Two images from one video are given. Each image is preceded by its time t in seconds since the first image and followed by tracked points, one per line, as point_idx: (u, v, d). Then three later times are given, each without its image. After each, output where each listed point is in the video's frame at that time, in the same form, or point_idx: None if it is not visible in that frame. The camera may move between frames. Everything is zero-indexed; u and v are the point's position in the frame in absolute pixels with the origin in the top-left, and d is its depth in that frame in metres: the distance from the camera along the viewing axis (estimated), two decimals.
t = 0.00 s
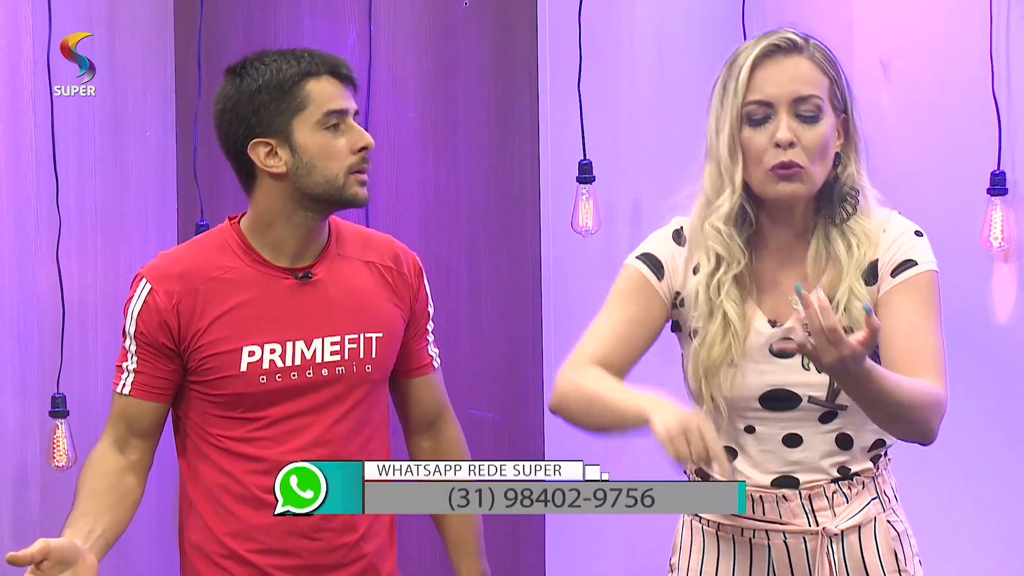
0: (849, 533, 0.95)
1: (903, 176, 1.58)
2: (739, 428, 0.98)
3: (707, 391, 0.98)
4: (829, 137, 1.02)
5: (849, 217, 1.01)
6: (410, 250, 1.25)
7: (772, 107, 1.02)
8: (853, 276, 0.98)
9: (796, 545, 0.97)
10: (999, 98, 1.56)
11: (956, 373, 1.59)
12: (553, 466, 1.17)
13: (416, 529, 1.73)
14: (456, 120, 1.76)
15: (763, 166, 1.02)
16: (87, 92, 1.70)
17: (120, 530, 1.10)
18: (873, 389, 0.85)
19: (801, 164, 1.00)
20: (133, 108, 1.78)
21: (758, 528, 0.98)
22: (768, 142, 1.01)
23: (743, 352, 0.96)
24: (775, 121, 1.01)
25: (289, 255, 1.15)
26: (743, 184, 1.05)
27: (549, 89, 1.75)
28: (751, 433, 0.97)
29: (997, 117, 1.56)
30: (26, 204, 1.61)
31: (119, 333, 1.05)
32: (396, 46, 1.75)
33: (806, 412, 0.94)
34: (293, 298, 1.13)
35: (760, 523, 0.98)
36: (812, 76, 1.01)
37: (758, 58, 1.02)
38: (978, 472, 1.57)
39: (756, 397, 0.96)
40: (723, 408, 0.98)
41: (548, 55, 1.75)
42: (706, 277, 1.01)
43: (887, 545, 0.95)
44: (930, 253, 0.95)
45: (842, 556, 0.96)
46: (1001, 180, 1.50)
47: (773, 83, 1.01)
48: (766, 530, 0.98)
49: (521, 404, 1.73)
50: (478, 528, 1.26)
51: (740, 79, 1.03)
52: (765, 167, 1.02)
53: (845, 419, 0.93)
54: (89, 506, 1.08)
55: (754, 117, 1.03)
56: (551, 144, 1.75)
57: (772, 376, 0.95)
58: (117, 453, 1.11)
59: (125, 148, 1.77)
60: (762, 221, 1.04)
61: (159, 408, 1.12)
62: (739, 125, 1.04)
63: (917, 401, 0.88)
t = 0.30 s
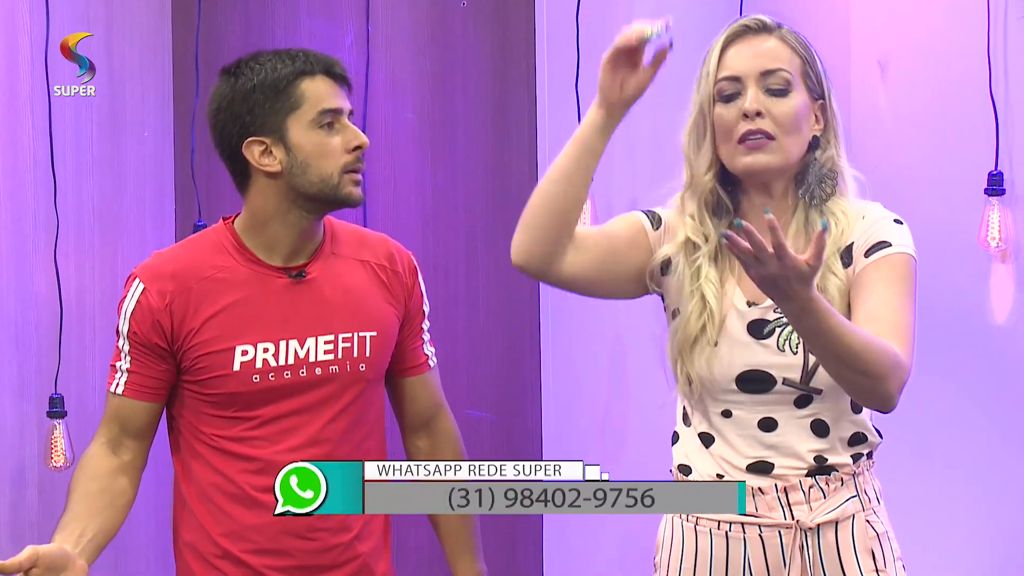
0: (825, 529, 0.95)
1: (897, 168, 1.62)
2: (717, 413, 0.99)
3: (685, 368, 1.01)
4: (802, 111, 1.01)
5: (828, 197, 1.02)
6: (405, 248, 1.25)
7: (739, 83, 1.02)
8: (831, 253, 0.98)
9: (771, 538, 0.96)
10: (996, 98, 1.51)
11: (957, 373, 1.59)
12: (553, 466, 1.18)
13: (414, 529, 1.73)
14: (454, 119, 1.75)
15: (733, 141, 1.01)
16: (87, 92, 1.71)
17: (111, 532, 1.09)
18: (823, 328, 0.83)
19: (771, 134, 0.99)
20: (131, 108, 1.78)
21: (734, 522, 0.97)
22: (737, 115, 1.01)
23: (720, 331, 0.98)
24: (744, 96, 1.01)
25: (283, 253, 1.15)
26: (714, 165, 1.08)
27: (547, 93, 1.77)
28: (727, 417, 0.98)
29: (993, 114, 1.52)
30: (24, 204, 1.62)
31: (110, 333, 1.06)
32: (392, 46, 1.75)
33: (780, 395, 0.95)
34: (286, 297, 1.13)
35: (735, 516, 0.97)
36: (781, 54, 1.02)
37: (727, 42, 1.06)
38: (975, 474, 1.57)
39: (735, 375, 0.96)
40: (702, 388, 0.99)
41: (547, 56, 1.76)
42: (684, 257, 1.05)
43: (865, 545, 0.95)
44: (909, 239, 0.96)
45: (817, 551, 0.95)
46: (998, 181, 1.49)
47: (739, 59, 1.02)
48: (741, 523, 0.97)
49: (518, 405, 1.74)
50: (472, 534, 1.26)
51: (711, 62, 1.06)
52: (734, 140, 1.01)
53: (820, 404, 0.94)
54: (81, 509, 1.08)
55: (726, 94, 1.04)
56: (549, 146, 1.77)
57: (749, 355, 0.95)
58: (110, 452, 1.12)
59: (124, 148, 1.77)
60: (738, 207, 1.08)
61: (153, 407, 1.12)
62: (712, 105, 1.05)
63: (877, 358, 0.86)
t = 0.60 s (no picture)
0: (815, 531, 0.95)
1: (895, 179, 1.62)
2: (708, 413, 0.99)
3: (677, 371, 1.01)
4: (783, 109, 1.01)
5: (811, 198, 1.02)
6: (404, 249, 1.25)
7: (721, 83, 1.03)
8: (810, 249, 0.98)
9: (761, 539, 0.96)
10: (996, 100, 1.51)
11: (956, 374, 1.59)
12: (553, 467, 1.17)
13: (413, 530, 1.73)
14: (453, 120, 1.75)
15: (714, 139, 1.01)
16: (87, 92, 1.71)
17: (108, 530, 1.10)
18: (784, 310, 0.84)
19: (751, 132, 0.99)
20: (130, 108, 1.77)
21: (725, 523, 0.97)
22: (718, 115, 1.01)
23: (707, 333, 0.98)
24: (725, 95, 1.02)
25: (281, 253, 1.15)
26: (698, 165, 1.09)
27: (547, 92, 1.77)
28: (719, 419, 0.98)
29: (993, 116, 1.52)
30: (24, 205, 1.62)
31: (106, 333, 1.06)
32: (393, 46, 1.75)
33: (768, 394, 0.95)
34: (284, 296, 1.13)
35: (726, 517, 0.97)
36: (763, 53, 1.02)
37: (711, 42, 1.06)
38: (972, 474, 1.58)
39: (721, 377, 0.97)
40: (694, 390, 0.99)
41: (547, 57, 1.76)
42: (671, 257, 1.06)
43: (856, 547, 0.94)
44: (891, 234, 0.96)
45: (807, 552, 0.95)
46: (997, 182, 1.49)
47: (719, 58, 1.02)
48: (731, 525, 0.97)
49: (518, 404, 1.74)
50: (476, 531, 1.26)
51: (695, 63, 1.06)
52: (716, 139, 1.01)
53: (808, 402, 0.94)
54: (75, 506, 1.09)
55: (708, 94, 1.04)
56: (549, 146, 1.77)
57: (735, 355, 0.96)
58: (107, 452, 1.12)
59: (124, 149, 1.77)
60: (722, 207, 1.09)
61: (150, 407, 1.12)
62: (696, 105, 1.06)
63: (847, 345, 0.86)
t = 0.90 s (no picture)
0: (819, 534, 0.95)
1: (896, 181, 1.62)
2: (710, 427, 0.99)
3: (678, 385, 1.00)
4: (767, 128, 1.01)
5: (800, 216, 1.02)
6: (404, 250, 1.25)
7: (706, 102, 1.03)
8: (800, 274, 0.97)
9: (766, 544, 0.97)
10: (996, 101, 1.51)
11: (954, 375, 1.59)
12: (553, 466, 1.19)
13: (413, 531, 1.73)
14: (452, 122, 1.75)
15: (702, 163, 1.02)
16: (87, 92, 1.71)
17: (108, 529, 1.10)
18: (780, 358, 0.83)
19: (737, 157, 0.99)
20: (128, 108, 1.76)
21: (731, 528, 0.98)
22: (703, 136, 1.02)
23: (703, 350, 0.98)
24: (710, 116, 1.02)
25: (281, 254, 1.15)
26: (682, 182, 1.09)
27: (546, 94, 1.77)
28: (722, 433, 0.98)
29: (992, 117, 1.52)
30: (22, 203, 1.64)
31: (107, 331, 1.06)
32: (393, 47, 1.75)
33: (770, 412, 0.94)
34: (285, 297, 1.13)
35: (732, 522, 0.97)
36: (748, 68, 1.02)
37: (695, 56, 1.05)
38: (969, 476, 1.58)
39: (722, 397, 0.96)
40: (694, 406, 0.99)
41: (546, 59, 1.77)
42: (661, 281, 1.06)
43: (861, 549, 0.94)
44: (883, 246, 0.94)
45: (812, 555, 0.95)
46: (997, 184, 1.48)
47: (703, 77, 1.02)
48: (737, 529, 0.98)
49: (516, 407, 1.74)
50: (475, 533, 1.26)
51: (679, 78, 1.06)
52: (703, 162, 1.02)
53: (809, 416, 0.93)
54: (76, 505, 1.08)
55: (693, 112, 1.05)
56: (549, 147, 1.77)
57: (733, 374, 0.95)
58: (107, 451, 1.12)
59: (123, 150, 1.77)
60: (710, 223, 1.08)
61: (150, 407, 1.12)
62: (681, 123, 1.06)
63: (849, 381, 0.85)
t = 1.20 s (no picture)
0: (812, 539, 0.95)
1: (895, 187, 1.62)
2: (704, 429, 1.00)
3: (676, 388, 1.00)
4: (774, 127, 1.05)
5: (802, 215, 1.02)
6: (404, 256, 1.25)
7: (713, 103, 1.06)
8: (803, 276, 0.97)
9: (758, 549, 0.97)
10: (991, 101, 1.50)
11: (950, 381, 1.59)
12: (553, 466, 1.19)
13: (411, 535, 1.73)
14: (450, 127, 1.76)
15: (707, 160, 1.06)
16: (87, 92, 1.71)
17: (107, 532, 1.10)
18: (796, 375, 0.84)
19: (744, 154, 1.03)
20: (126, 111, 1.77)
21: (723, 532, 0.98)
22: (711, 136, 1.06)
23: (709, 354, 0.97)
24: (717, 116, 1.05)
25: (279, 260, 1.15)
26: (690, 180, 1.10)
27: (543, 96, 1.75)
28: (715, 435, 0.99)
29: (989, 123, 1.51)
30: (19, 210, 1.61)
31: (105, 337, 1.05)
32: (389, 52, 1.75)
33: (765, 414, 0.95)
34: (283, 303, 1.13)
35: (724, 526, 0.98)
36: (754, 72, 1.05)
37: (701, 58, 1.08)
38: (970, 480, 1.57)
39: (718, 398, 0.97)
40: (689, 408, 1.00)
41: (543, 60, 1.75)
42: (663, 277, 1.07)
43: (852, 554, 0.94)
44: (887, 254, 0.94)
45: (805, 561, 0.95)
46: (994, 189, 1.47)
47: (711, 79, 1.06)
48: (730, 533, 0.98)
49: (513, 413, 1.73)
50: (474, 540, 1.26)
51: (686, 80, 1.09)
52: (709, 159, 1.06)
53: (805, 421, 0.94)
54: (75, 507, 1.09)
55: (699, 113, 1.08)
56: (545, 151, 1.75)
57: (731, 376, 0.96)
58: (105, 456, 1.11)
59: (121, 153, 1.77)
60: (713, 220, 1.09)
61: (149, 412, 1.12)
62: (687, 122, 1.09)
63: (858, 392, 0.87)
